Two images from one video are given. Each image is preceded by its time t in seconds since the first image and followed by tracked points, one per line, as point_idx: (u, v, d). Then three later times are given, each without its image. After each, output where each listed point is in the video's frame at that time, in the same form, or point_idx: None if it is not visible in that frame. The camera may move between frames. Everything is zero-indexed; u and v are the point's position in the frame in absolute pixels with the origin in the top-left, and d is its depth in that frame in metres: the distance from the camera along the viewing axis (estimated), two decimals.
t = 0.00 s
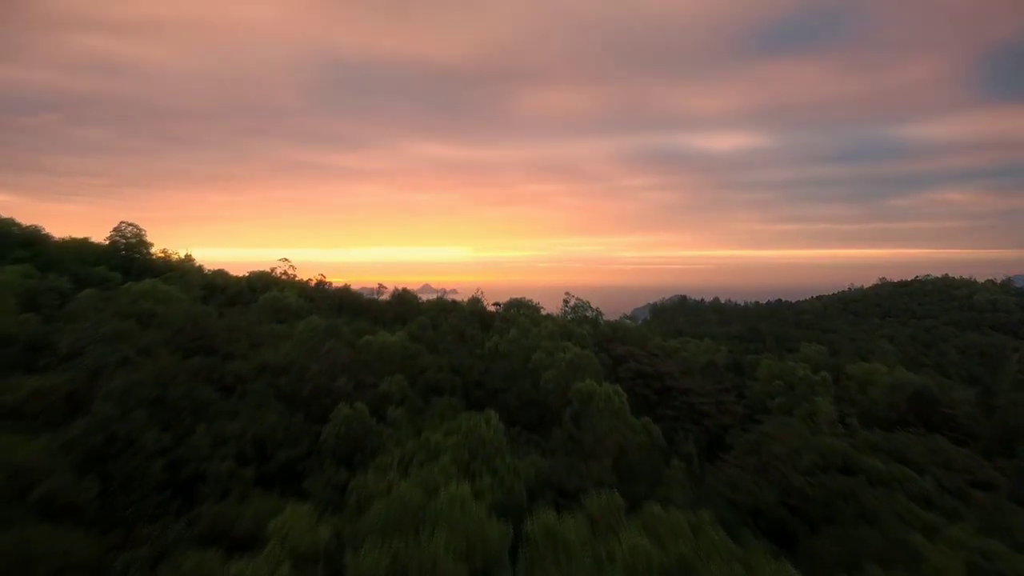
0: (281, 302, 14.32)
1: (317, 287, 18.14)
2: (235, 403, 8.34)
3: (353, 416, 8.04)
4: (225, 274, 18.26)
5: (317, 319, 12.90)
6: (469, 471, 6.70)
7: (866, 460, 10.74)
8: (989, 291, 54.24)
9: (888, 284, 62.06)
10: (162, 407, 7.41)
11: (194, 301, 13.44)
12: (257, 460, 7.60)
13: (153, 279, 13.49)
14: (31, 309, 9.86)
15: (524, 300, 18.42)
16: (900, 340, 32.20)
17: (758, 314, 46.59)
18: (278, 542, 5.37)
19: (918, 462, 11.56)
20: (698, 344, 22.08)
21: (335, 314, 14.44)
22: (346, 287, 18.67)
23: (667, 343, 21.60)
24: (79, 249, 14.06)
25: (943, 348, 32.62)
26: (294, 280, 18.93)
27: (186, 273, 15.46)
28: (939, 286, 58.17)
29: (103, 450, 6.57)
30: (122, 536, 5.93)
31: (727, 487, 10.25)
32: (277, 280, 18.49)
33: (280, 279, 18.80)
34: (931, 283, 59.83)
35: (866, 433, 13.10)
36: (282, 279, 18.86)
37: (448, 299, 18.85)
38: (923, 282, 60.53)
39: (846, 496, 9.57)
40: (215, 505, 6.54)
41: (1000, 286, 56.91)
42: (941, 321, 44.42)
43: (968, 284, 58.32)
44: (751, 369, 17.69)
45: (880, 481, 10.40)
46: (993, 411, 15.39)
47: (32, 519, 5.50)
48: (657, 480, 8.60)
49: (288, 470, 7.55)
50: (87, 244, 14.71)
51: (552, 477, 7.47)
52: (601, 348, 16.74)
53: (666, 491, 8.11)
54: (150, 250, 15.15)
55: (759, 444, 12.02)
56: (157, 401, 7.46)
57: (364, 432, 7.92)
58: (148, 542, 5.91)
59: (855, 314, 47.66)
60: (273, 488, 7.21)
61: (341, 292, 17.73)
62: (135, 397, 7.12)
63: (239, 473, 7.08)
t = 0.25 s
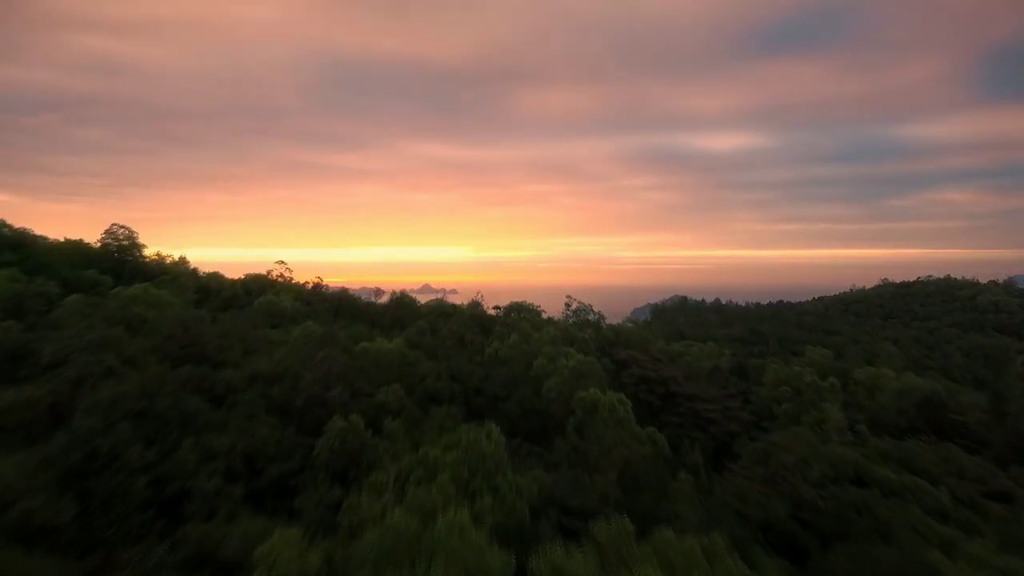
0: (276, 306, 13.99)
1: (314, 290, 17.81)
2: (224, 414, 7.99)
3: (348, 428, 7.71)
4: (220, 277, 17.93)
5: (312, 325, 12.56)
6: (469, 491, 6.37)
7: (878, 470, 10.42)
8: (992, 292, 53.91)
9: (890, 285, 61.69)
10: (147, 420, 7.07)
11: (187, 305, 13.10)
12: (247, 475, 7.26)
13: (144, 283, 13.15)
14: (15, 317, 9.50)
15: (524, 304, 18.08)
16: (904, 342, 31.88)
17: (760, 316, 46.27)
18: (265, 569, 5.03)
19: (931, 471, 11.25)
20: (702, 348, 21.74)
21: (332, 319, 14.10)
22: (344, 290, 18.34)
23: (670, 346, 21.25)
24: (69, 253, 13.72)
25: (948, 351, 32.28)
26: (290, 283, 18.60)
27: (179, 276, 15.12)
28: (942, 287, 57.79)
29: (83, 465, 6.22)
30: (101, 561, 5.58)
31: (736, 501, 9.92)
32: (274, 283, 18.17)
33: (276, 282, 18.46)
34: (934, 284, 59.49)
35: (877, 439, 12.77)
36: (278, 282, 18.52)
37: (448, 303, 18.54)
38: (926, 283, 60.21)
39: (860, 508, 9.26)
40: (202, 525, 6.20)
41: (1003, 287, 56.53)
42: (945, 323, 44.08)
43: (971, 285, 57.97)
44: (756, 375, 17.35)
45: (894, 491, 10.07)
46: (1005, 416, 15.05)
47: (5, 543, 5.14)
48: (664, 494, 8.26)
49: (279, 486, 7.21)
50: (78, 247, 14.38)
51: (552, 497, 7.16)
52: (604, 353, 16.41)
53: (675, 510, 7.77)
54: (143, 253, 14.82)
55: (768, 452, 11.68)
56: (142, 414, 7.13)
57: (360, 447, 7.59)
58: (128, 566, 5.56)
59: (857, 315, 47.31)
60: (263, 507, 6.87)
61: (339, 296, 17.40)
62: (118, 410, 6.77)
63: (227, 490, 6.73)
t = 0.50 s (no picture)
0: (270, 311, 13.57)
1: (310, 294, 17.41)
2: (210, 430, 7.58)
3: (341, 445, 7.31)
4: (215, 280, 17.54)
5: (307, 330, 12.17)
6: (468, 520, 5.98)
7: (894, 485, 10.03)
8: (996, 293, 53.49)
9: (893, 287, 61.26)
10: (126, 439, 6.66)
11: (177, 311, 12.69)
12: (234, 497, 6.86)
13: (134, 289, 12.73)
14: None
15: (525, 308, 17.67)
16: (910, 346, 31.47)
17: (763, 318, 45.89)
18: None
19: (948, 484, 10.85)
20: (706, 352, 21.34)
21: (328, 324, 13.70)
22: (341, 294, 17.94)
23: (674, 350, 20.84)
24: (56, 258, 13.31)
25: (954, 355, 31.87)
26: (287, 287, 18.20)
27: (171, 280, 14.70)
28: (945, 288, 57.35)
29: (55, 490, 5.81)
30: None
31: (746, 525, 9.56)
32: (269, 287, 17.76)
33: (272, 285, 18.06)
34: (937, 285, 59.04)
35: (890, 450, 12.37)
36: (274, 285, 18.12)
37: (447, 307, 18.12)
38: (929, 284, 59.78)
39: (877, 526, 8.86)
40: (182, 553, 5.80)
41: (1007, 289, 56.09)
42: (949, 325, 43.64)
43: (974, 287, 57.52)
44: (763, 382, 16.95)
45: (911, 507, 9.67)
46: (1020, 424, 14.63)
47: None
48: (674, 514, 7.86)
49: (267, 508, 6.81)
50: (67, 250, 13.97)
51: (557, 522, 6.77)
52: (607, 359, 16.00)
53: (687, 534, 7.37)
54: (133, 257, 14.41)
55: (778, 464, 11.28)
56: (122, 431, 6.72)
57: (353, 465, 7.19)
58: None
59: (860, 317, 46.88)
60: (250, 532, 6.46)
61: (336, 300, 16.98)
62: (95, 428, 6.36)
63: (211, 514, 6.33)
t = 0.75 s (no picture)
0: (264, 317, 13.21)
1: (307, 298, 17.07)
2: (196, 445, 7.22)
3: (334, 462, 6.96)
4: (209, 284, 17.18)
5: (302, 338, 11.84)
6: (467, 546, 5.63)
7: (909, 497, 9.69)
8: (999, 295, 53.15)
9: (895, 288, 60.95)
10: (104, 458, 6.28)
11: (168, 317, 12.32)
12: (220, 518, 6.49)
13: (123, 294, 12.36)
14: None
15: (526, 312, 17.31)
16: (914, 349, 31.16)
17: (765, 320, 45.59)
18: None
19: (964, 495, 10.52)
20: (709, 356, 20.99)
21: (323, 330, 13.36)
22: (338, 298, 17.60)
23: (677, 354, 20.50)
24: (45, 261, 12.94)
25: (958, 358, 31.54)
26: (283, 291, 17.86)
27: (163, 284, 14.32)
28: (948, 289, 57.03)
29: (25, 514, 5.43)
30: None
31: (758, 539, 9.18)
32: (265, 291, 17.39)
33: (268, 289, 17.70)
34: (940, 287, 58.70)
35: (902, 460, 12.01)
36: (270, 290, 17.77)
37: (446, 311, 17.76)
38: (931, 286, 59.45)
39: (894, 542, 8.52)
40: None
41: (1010, 290, 55.78)
42: (952, 327, 43.31)
43: (977, 288, 57.19)
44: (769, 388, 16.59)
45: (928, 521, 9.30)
46: None
47: None
48: (684, 533, 7.51)
49: (256, 530, 6.45)
50: (57, 252, 13.61)
51: (561, 543, 6.41)
52: (610, 365, 15.63)
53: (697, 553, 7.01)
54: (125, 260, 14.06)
55: (788, 476, 10.92)
56: (100, 449, 6.35)
57: (346, 484, 6.83)
58: None
59: (863, 319, 46.53)
60: (236, 557, 6.10)
61: (332, 305, 16.64)
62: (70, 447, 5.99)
63: (194, 538, 5.96)
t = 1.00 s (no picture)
0: (258, 323, 12.78)
1: (302, 302, 16.66)
2: (179, 464, 6.78)
3: (326, 483, 6.54)
4: (203, 288, 16.77)
5: (296, 345, 11.43)
6: None
7: (929, 512, 9.29)
8: (1002, 297, 52.76)
9: (897, 289, 60.56)
10: (79, 480, 5.85)
11: (157, 323, 11.88)
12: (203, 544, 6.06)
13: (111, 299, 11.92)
14: None
15: (527, 317, 16.88)
16: (918, 351, 30.77)
17: (766, 322, 45.21)
18: None
19: (985, 509, 10.10)
20: (713, 361, 20.59)
21: (318, 336, 12.95)
22: (334, 302, 17.19)
23: (680, 359, 20.09)
24: (31, 264, 12.50)
25: (963, 361, 31.16)
26: (278, 295, 17.45)
27: (154, 288, 13.88)
28: (951, 291, 56.63)
29: None
30: None
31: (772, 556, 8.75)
32: (259, 295, 16.96)
33: (263, 294, 17.29)
34: (942, 288, 58.31)
35: (918, 472, 11.60)
36: (265, 293, 17.35)
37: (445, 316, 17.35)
38: (933, 287, 59.08)
39: (916, 562, 8.10)
40: None
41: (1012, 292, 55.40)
42: (956, 329, 42.91)
43: (980, 290, 56.82)
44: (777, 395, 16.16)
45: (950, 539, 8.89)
46: None
47: None
48: (697, 555, 7.09)
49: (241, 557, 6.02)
50: (45, 252, 13.16)
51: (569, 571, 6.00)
52: (614, 371, 15.20)
53: None
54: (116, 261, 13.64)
55: (801, 490, 10.49)
56: (75, 471, 5.92)
57: (338, 508, 6.41)
58: None
59: (866, 321, 46.11)
60: None
61: (328, 309, 16.23)
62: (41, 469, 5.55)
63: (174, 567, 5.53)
